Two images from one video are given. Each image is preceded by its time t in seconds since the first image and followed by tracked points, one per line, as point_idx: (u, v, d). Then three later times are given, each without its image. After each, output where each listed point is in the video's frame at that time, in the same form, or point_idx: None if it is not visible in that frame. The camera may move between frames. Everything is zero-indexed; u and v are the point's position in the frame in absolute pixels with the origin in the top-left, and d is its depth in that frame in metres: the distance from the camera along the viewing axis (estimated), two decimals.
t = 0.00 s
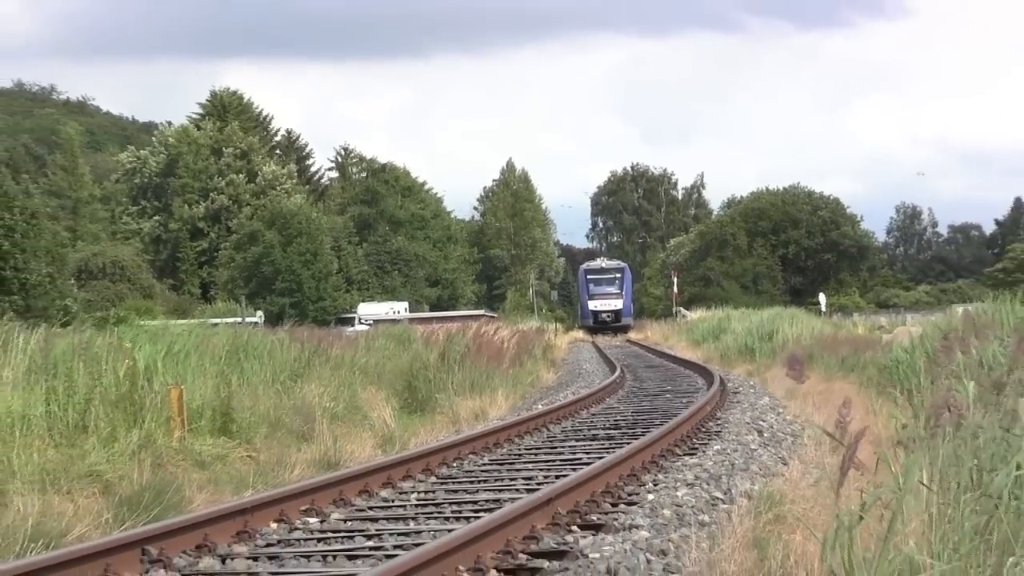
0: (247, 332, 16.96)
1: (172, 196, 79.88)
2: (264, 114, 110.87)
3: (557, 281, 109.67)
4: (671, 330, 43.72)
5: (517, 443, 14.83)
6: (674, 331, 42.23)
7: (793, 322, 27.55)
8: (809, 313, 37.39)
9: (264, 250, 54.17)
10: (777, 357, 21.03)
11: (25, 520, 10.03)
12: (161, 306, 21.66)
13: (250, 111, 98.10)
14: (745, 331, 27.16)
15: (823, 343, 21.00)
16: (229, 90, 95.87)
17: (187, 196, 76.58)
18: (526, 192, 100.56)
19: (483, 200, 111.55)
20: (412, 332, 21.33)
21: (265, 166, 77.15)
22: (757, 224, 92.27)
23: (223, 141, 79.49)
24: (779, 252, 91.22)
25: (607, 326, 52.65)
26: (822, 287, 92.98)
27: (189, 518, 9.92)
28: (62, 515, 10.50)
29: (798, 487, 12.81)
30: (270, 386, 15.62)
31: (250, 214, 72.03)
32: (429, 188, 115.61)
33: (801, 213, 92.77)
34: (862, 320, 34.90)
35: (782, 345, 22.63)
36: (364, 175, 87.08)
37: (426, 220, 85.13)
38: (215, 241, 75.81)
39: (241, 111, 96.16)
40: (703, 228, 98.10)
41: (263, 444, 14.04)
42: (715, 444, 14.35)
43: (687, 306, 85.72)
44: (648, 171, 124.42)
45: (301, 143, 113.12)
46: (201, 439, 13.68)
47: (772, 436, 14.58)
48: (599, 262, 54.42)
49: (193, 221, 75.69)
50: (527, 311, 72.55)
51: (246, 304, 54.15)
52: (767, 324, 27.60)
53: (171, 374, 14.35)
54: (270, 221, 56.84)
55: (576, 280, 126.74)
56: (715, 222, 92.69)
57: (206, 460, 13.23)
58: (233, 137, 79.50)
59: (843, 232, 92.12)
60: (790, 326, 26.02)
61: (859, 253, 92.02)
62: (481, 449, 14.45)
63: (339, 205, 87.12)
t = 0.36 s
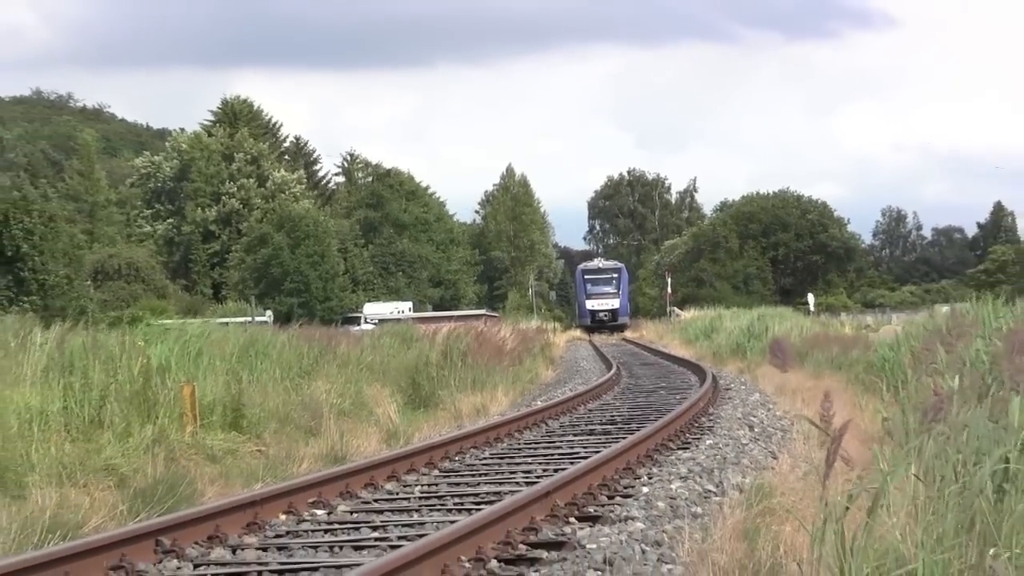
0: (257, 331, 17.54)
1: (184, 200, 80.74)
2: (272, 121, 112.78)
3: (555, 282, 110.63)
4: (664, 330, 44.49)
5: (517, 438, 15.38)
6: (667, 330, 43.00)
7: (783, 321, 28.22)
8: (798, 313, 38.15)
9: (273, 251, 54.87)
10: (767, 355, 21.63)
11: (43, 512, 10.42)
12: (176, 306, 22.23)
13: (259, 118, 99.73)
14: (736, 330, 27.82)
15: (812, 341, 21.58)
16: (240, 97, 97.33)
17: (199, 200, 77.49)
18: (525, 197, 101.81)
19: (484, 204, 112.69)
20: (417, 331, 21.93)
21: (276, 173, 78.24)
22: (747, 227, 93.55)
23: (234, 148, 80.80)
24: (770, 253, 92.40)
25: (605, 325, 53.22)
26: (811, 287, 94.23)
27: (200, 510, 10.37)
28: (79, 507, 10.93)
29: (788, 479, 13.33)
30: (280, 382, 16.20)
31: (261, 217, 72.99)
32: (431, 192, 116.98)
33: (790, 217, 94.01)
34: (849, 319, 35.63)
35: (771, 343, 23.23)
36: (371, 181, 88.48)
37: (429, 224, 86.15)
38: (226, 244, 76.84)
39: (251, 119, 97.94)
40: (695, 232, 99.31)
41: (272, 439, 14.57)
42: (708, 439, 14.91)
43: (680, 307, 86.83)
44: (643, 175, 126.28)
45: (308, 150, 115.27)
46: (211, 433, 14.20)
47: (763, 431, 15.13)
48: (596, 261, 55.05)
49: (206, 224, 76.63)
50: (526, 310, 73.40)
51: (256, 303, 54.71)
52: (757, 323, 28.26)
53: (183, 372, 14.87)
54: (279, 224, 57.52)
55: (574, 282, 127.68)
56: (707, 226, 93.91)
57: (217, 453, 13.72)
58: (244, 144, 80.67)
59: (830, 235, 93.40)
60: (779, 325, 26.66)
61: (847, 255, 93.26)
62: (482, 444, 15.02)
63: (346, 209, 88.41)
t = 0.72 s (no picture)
0: (265, 329, 18.16)
1: (196, 204, 81.69)
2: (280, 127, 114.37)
3: (554, 283, 111.46)
4: (657, 329, 45.19)
5: (516, 433, 15.95)
6: (661, 329, 43.69)
7: (772, 320, 28.88)
8: (787, 313, 38.88)
9: (284, 252, 55.54)
10: (756, 352, 22.22)
11: (61, 504, 10.79)
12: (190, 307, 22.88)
13: (269, 124, 100.96)
14: (726, 329, 28.47)
15: (800, 339, 22.18)
16: (249, 104, 98.65)
17: (211, 202, 78.55)
18: (524, 200, 102.69)
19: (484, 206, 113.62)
20: (420, 329, 22.54)
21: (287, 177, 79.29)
22: (738, 229, 94.54)
23: (244, 153, 82.03)
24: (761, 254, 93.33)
25: (602, 323, 53.85)
26: (799, 288, 95.25)
27: (212, 502, 10.84)
28: (95, 499, 11.31)
29: (777, 471, 13.89)
30: (288, 379, 16.79)
31: (270, 219, 73.93)
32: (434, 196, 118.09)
33: (779, 220, 95.03)
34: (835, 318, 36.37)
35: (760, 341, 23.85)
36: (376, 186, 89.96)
37: (434, 227, 87.05)
38: (236, 246, 77.88)
39: (262, 126, 99.32)
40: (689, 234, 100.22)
41: (282, 434, 15.15)
42: (700, 434, 15.48)
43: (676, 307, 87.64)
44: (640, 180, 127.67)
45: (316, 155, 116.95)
46: (222, 429, 14.75)
47: (754, 426, 15.71)
48: (593, 261, 55.60)
49: (218, 227, 77.68)
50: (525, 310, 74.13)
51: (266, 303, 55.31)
52: (746, 322, 28.89)
53: (194, 370, 15.41)
54: (288, 226, 58.25)
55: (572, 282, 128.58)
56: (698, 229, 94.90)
57: (228, 447, 14.26)
58: (255, 149, 81.76)
59: (817, 237, 94.52)
60: (768, 324, 27.30)
61: (834, 256, 94.38)
62: (483, 439, 15.59)
63: (353, 213, 89.76)
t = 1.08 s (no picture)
0: (273, 327, 18.75)
1: (208, 207, 82.53)
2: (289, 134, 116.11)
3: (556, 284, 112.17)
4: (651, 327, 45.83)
5: (516, 427, 16.52)
6: (655, 327, 44.36)
7: (763, 319, 29.50)
8: (777, 311, 39.54)
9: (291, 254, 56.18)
10: (748, 349, 22.80)
11: (78, 495, 11.28)
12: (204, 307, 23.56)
13: (278, 129, 102.15)
14: (719, 327, 29.08)
15: (790, 337, 22.76)
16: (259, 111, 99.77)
17: (222, 205, 79.71)
18: (523, 202, 103.41)
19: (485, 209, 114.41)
20: (423, 327, 23.16)
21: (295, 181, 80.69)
22: (729, 229, 95.33)
23: (254, 158, 83.20)
24: (751, 255, 94.08)
25: (599, 321, 54.45)
26: (787, 287, 96.01)
27: (222, 495, 11.36)
28: (110, 491, 11.82)
29: (768, 464, 14.44)
30: (296, 376, 17.38)
31: (279, 222, 74.84)
32: (436, 198, 119.07)
33: (768, 222, 95.82)
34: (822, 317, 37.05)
35: (751, 339, 24.43)
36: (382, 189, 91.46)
37: (438, 229, 87.85)
38: (245, 247, 78.79)
39: (270, 132, 100.35)
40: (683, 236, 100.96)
41: (290, 428, 15.73)
42: (694, 428, 16.07)
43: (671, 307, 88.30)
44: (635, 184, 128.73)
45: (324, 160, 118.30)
46: (233, 423, 15.30)
47: (747, 421, 16.27)
48: (591, 261, 56.11)
49: (229, 231, 78.75)
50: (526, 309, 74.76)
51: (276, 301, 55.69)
52: (738, 321, 29.51)
53: (204, 366, 15.97)
54: (296, 228, 59.09)
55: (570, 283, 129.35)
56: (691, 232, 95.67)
57: (238, 441, 14.80)
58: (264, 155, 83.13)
59: (805, 239, 95.28)
60: (758, 322, 27.92)
61: (821, 257, 95.22)
62: (484, 433, 16.17)
63: (359, 216, 91.19)
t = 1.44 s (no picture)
0: (281, 326, 19.35)
1: (219, 211, 83.29)
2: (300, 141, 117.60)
3: (559, 286, 112.80)
4: (647, 326, 46.48)
5: (516, 423, 17.13)
6: (649, 327, 45.00)
7: (755, 318, 30.09)
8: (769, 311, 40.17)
9: (298, 256, 56.88)
10: (741, 348, 23.38)
11: (95, 488, 11.80)
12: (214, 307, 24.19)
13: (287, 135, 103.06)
14: (712, 326, 29.68)
15: (781, 336, 23.34)
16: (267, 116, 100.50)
17: (234, 207, 80.49)
18: (523, 204, 104.17)
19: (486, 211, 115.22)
20: (427, 326, 23.77)
21: (303, 186, 81.98)
22: (723, 231, 96.10)
23: (263, 162, 83.96)
24: (743, 257, 94.85)
25: (597, 320, 55.06)
26: (779, 288, 96.71)
27: (233, 487, 11.91)
28: (125, 484, 12.35)
29: (758, 458, 15.01)
30: (304, 373, 17.97)
31: (287, 226, 75.79)
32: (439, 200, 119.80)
33: (760, 225, 96.53)
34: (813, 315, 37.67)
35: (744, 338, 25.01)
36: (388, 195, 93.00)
37: (440, 231, 88.67)
38: (256, 248, 79.29)
39: (279, 137, 100.92)
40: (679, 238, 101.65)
41: (299, 424, 16.30)
42: (688, 424, 16.67)
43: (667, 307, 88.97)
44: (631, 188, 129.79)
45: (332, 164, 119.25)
46: (243, 419, 15.86)
47: (739, 417, 16.86)
48: (589, 261, 56.59)
49: (238, 232, 79.63)
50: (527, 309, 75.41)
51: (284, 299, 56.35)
52: (731, 320, 30.11)
53: (215, 364, 16.53)
54: (304, 231, 59.90)
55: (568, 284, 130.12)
56: (685, 233, 96.40)
57: (248, 436, 15.36)
58: (273, 160, 84.25)
59: (796, 242, 96.02)
60: (751, 321, 28.51)
61: (811, 258, 95.96)
62: (485, 428, 16.77)
63: (366, 219, 92.40)
